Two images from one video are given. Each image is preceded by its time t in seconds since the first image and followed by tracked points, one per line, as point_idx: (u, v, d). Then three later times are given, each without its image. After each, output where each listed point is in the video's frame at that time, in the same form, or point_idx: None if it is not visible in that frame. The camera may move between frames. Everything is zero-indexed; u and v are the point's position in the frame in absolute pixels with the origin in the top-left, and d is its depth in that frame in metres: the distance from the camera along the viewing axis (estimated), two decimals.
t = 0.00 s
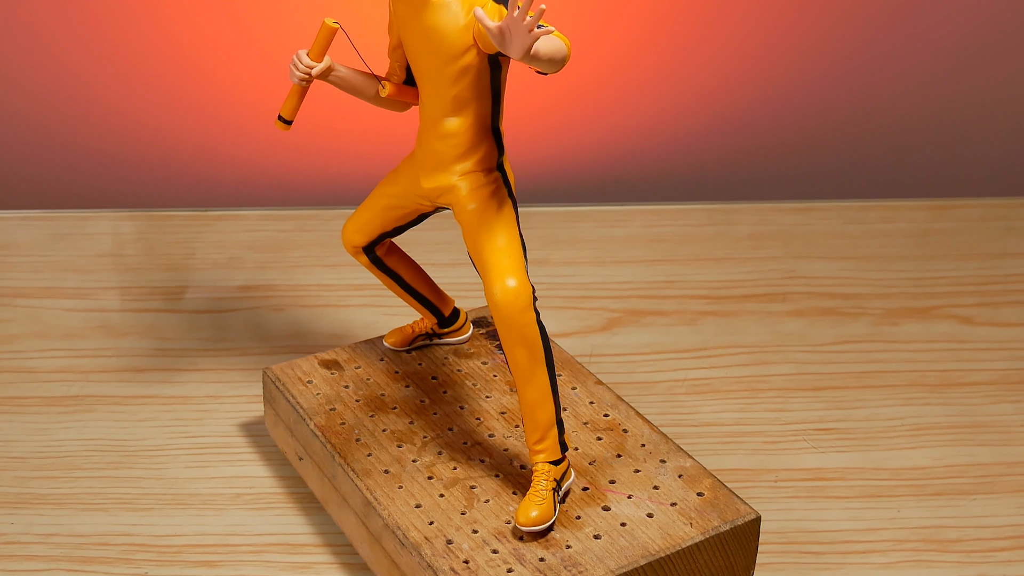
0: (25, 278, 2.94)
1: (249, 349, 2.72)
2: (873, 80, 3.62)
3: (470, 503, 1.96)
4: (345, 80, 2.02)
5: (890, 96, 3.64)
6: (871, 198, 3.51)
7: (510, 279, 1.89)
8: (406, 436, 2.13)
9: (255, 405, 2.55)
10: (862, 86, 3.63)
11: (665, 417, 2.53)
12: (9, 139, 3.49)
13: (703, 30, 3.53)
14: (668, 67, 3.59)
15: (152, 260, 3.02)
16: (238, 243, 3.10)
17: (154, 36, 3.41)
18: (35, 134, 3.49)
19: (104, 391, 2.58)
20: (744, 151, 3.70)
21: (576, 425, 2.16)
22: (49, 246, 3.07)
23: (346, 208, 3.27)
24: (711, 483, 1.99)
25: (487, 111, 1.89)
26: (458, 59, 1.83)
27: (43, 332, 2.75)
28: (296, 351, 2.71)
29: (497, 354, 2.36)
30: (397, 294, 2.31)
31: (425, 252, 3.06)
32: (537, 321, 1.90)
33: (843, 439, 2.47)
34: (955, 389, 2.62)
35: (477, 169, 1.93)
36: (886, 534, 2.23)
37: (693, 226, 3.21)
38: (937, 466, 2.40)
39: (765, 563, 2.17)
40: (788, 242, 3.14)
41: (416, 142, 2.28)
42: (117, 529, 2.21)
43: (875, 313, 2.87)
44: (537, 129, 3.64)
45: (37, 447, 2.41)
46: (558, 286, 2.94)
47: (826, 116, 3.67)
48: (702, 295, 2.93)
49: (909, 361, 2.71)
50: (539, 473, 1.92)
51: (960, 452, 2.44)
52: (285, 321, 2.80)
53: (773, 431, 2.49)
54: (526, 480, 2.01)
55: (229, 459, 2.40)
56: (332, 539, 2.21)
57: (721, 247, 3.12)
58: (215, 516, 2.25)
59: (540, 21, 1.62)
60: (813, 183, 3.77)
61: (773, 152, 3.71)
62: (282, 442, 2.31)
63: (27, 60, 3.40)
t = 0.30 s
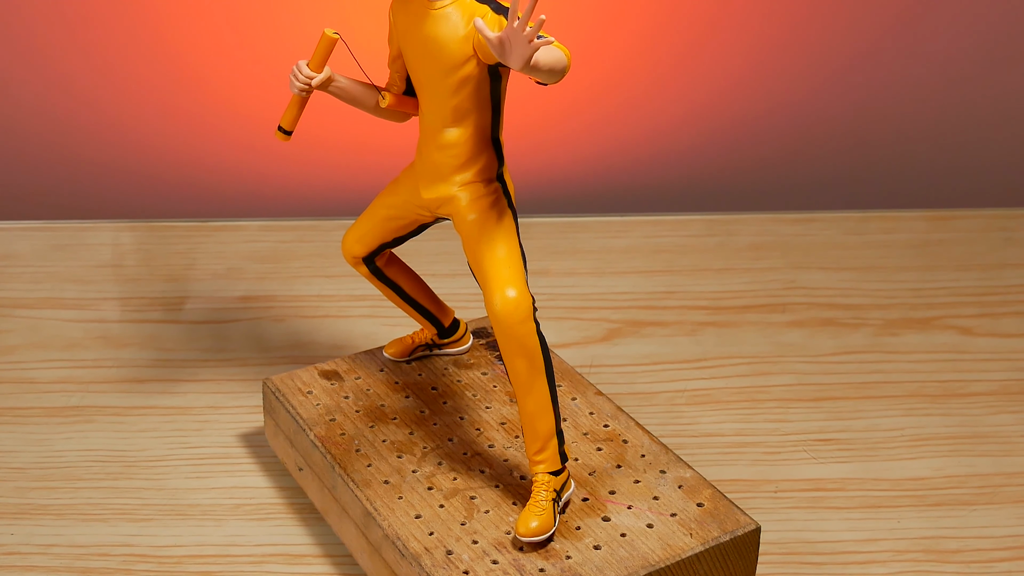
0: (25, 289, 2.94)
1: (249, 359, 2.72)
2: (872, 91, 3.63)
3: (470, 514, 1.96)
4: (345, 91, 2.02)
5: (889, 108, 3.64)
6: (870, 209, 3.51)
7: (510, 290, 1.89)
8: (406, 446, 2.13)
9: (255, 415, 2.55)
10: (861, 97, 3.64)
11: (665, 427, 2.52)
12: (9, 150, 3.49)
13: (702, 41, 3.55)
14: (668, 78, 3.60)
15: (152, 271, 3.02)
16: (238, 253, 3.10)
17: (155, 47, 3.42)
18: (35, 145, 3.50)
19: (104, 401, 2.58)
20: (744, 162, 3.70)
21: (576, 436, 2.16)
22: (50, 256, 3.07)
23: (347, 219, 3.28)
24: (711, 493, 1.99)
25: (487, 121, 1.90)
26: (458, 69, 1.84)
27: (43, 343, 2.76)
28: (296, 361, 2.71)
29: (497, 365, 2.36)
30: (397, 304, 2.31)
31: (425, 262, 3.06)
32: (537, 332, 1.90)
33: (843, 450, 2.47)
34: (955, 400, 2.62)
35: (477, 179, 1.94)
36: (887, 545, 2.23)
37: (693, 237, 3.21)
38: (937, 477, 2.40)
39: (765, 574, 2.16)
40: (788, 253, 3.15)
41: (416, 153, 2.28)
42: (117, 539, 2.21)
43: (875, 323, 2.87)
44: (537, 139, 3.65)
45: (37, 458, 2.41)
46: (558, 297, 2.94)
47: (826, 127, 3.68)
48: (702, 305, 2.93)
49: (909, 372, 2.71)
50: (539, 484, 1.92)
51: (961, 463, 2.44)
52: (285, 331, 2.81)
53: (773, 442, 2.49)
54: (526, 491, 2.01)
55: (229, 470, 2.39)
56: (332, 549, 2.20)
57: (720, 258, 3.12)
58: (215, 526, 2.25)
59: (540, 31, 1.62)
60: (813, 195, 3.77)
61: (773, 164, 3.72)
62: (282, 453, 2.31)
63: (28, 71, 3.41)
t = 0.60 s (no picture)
0: (25, 300, 2.94)
1: (248, 370, 2.72)
2: (872, 103, 3.64)
3: (470, 525, 1.96)
4: (345, 102, 2.03)
5: (888, 120, 3.65)
6: (870, 221, 3.51)
7: (510, 301, 1.89)
8: (406, 457, 2.13)
9: (254, 426, 2.55)
10: (860, 109, 3.65)
11: (665, 438, 2.52)
12: (8, 161, 3.49)
13: (702, 53, 3.56)
14: (667, 90, 3.61)
15: (152, 282, 3.03)
16: (238, 264, 3.10)
17: (155, 58, 3.44)
18: (35, 155, 3.50)
19: (104, 413, 2.58)
20: (744, 174, 3.71)
21: (576, 447, 2.16)
22: (50, 267, 3.07)
23: (346, 230, 3.28)
24: (711, 504, 1.99)
25: (487, 132, 1.90)
26: (458, 80, 1.84)
27: (43, 354, 2.76)
28: (296, 372, 2.71)
29: (496, 376, 2.36)
30: (396, 315, 2.31)
31: (425, 273, 3.06)
32: (537, 343, 1.90)
33: (843, 461, 2.47)
34: (955, 411, 2.62)
35: (477, 190, 1.94)
36: (886, 556, 2.23)
37: (692, 248, 3.21)
38: (937, 488, 2.40)
39: None
40: (788, 264, 3.15)
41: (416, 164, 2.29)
42: (117, 550, 2.21)
43: (874, 334, 2.88)
44: (537, 150, 3.66)
45: (37, 469, 2.41)
46: (558, 308, 2.94)
47: (825, 139, 3.69)
48: (702, 317, 2.93)
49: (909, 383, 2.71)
50: (539, 495, 1.92)
51: (960, 474, 2.44)
52: (285, 342, 2.81)
53: (773, 453, 2.49)
54: (526, 502, 2.01)
55: (229, 481, 2.39)
56: (332, 560, 2.20)
57: (720, 269, 3.13)
58: (215, 537, 2.25)
59: (540, 43, 1.62)
60: (812, 207, 3.77)
61: (773, 175, 3.72)
62: (282, 464, 2.31)
63: (28, 82, 3.41)
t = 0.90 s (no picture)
0: (25, 311, 2.94)
1: (248, 381, 2.72)
2: (871, 114, 3.65)
3: (469, 536, 1.95)
4: (344, 113, 2.03)
5: (887, 132, 3.66)
6: (870, 231, 3.52)
7: (509, 312, 1.89)
8: (406, 468, 2.13)
9: (255, 437, 2.54)
10: (859, 120, 3.65)
11: (665, 449, 2.52)
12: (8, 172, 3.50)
13: (701, 65, 3.57)
14: (666, 102, 3.62)
15: (152, 293, 3.03)
16: (238, 275, 3.10)
17: (156, 69, 3.45)
18: (35, 166, 3.50)
19: (104, 424, 2.58)
20: (744, 185, 3.71)
21: (576, 458, 2.16)
22: (50, 278, 3.07)
23: (346, 241, 3.28)
24: (711, 515, 1.99)
25: (487, 143, 1.91)
26: (458, 91, 1.85)
27: (43, 365, 2.75)
28: (295, 383, 2.71)
29: (496, 387, 2.36)
30: (396, 326, 2.31)
31: (425, 284, 3.07)
32: (537, 354, 1.90)
33: (843, 472, 2.47)
34: (955, 422, 2.62)
35: (477, 201, 1.94)
36: (887, 567, 2.22)
37: (692, 259, 3.22)
38: (936, 498, 2.40)
39: None
40: (788, 275, 3.15)
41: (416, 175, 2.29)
42: (117, 561, 2.21)
43: (874, 345, 2.88)
44: (536, 161, 3.67)
45: (37, 480, 2.41)
46: (558, 319, 2.95)
47: (824, 150, 3.69)
48: (702, 327, 2.93)
49: (909, 394, 2.71)
50: (539, 506, 1.92)
51: (960, 485, 2.43)
52: (285, 353, 2.81)
53: (773, 464, 2.48)
54: (526, 513, 2.01)
55: (229, 492, 2.39)
56: (331, 572, 2.20)
57: (719, 280, 3.13)
58: (215, 548, 2.24)
59: (539, 54, 1.63)
60: (812, 218, 3.78)
61: (772, 186, 3.72)
62: (282, 475, 2.30)
63: (29, 93, 3.42)
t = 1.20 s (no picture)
0: (25, 322, 2.95)
1: (248, 392, 2.72)
2: (870, 125, 3.66)
3: (469, 546, 1.95)
4: (344, 123, 2.03)
5: (886, 144, 3.67)
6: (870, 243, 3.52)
7: (509, 323, 1.89)
8: (406, 479, 2.13)
9: (255, 448, 2.54)
10: (859, 131, 3.66)
11: (664, 460, 2.52)
12: (7, 183, 3.50)
13: (701, 76, 3.58)
14: (666, 114, 3.63)
15: (152, 304, 3.03)
16: (238, 286, 3.11)
17: (156, 80, 3.46)
18: (36, 176, 3.51)
19: (104, 435, 2.58)
20: (744, 196, 3.71)
21: (576, 469, 2.16)
22: (50, 289, 3.08)
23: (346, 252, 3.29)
24: (711, 526, 1.99)
25: (487, 154, 1.91)
26: (458, 102, 1.85)
27: (43, 376, 2.76)
28: (295, 394, 2.71)
29: (496, 398, 2.36)
30: (396, 337, 2.32)
31: (425, 295, 3.07)
32: (537, 365, 1.91)
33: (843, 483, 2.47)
34: (955, 433, 2.62)
35: (477, 212, 1.95)
36: None
37: (692, 270, 3.22)
38: (936, 509, 2.40)
39: None
40: (788, 286, 3.16)
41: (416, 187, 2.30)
42: (117, 573, 2.21)
43: (874, 356, 2.88)
44: (536, 173, 3.67)
45: (37, 491, 2.40)
46: (558, 330, 2.95)
47: (824, 162, 3.70)
48: (701, 338, 2.93)
49: (909, 405, 2.71)
50: (539, 517, 1.92)
51: (960, 496, 2.43)
52: (285, 364, 2.81)
53: (772, 475, 2.48)
54: (526, 524, 2.01)
55: (229, 503, 2.39)
56: None
57: (719, 291, 3.13)
58: (215, 559, 2.24)
59: (539, 65, 1.63)
60: (812, 229, 3.78)
61: (772, 198, 3.73)
62: (282, 486, 2.30)
63: (30, 103, 3.43)
